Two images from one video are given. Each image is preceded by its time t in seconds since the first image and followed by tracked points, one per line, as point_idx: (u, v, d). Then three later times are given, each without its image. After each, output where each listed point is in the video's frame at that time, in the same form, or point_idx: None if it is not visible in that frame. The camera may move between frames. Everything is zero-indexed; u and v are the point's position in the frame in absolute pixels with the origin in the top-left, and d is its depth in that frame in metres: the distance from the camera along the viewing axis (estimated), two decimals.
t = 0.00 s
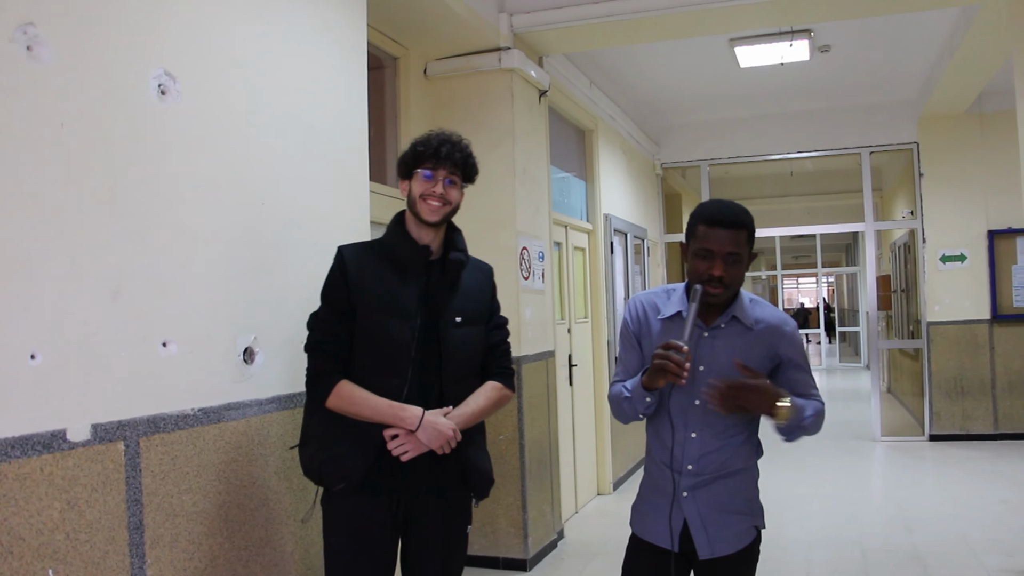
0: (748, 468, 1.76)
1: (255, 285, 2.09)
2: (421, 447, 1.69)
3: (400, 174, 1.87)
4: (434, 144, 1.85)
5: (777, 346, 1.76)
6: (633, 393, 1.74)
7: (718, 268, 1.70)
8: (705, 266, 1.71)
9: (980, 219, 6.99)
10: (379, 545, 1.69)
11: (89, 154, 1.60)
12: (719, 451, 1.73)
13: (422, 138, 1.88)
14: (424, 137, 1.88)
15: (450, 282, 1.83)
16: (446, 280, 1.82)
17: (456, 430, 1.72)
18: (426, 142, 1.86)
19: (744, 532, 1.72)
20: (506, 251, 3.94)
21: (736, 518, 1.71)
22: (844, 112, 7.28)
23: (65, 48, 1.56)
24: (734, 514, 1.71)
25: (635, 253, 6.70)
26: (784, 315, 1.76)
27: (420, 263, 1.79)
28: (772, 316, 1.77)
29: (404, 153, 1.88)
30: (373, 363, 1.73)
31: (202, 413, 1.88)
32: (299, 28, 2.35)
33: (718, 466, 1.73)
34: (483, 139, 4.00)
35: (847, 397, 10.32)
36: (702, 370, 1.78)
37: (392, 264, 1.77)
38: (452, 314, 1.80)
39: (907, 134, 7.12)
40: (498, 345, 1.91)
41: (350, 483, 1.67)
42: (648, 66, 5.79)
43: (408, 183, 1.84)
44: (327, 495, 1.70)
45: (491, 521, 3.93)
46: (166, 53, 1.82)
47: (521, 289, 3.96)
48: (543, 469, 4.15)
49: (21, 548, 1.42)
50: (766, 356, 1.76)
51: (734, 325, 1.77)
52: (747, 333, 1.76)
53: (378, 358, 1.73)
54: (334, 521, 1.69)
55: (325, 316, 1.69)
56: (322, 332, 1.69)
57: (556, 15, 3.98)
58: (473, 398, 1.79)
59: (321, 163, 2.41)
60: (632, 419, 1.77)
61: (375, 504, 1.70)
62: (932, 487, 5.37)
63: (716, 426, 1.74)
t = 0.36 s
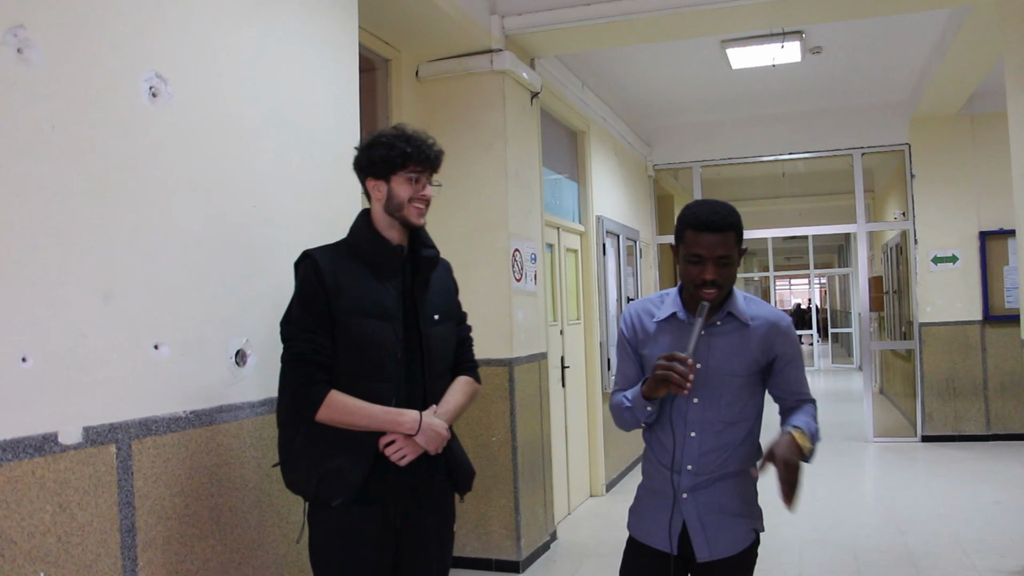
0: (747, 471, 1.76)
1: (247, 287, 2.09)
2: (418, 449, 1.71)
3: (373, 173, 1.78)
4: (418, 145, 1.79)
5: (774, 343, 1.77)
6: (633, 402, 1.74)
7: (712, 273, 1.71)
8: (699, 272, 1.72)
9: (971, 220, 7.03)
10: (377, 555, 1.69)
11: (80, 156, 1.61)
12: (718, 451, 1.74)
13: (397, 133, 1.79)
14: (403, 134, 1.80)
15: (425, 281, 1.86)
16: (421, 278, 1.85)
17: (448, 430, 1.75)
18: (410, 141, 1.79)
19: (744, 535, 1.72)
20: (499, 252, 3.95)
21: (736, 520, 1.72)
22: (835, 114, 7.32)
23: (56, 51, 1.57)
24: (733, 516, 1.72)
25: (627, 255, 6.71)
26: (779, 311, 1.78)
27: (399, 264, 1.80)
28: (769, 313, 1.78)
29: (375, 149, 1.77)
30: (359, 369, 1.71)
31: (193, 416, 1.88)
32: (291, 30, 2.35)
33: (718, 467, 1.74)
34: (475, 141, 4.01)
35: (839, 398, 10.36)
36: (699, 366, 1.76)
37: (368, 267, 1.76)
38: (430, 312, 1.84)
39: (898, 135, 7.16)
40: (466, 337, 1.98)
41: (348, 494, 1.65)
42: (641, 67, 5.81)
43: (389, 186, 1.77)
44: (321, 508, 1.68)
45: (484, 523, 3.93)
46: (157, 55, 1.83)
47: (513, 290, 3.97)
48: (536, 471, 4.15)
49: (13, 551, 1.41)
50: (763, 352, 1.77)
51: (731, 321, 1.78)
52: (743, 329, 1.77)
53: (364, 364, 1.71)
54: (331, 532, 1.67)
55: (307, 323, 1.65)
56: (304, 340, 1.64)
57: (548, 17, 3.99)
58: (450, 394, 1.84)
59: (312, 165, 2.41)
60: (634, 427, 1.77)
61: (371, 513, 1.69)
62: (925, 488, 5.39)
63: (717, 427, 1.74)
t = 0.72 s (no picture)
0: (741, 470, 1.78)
1: (241, 290, 2.09)
2: (398, 456, 1.72)
3: (355, 172, 1.78)
4: (398, 142, 1.80)
5: (765, 339, 1.78)
6: (632, 404, 1.74)
7: (701, 262, 1.72)
8: (688, 263, 1.73)
9: (965, 220, 7.06)
10: (353, 563, 1.69)
11: (74, 159, 1.61)
12: (713, 452, 1.74)
13: (377, 132, 1.80)
14: (383, 132, 1.81)
15: (405, 285, 1.86)
16: (402, 281, 1.85)
17: (428, 435, 1.76)
18: (390, 139, 1.79)
19: (738, 536, 1.74)
20: (493, 254, 3.96)
21: (731, 521, 1.73)
22: (829, 114, 7.35)
23: (50, 54, 1.57)
24: (728, 517, 1.73)
25: (622, 256, 6.72)
26: (769, 308, 1.80)
27: (381, 267, 1.80)
28: (759, 310, 1.80)
29: (356, 147, 1.78)
30: (339, 375, 1.70)
31: (187, 418, 1.88)
32: (284, 32, 2.36)
33: (714, 469, 1.74)
34: (468, 142, 4.02)
35: (835, 399, 10.39)
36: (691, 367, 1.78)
37: (350, 270, 1.75)
38: (410, 317, 1.83)
39: (892, 136, 7.19)
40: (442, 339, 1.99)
41: (325, 503, 1.66)
42: (635, 68, 5.82)
43: (371, 185, 1.78)
44: (299, 516, 1.69)
45: (480, 525, 3.94)
46: (150, 58, 1.83)
47: (507, 291, 3.98)
48: (531, 472, 4.16)
49: (7, 553, 1.41)
50: (753, 350, 1.79)
51: (723, 321, 1.80)
52: (735, 328, 1.79)
53: (344, 370, 1.71)
54: (307, 540, 1.68)
55: (287, 328, 1.63)
56: (285, 346, 1.62)
57: (542, 18, 4.00)
58: (427, 398, 1.85)
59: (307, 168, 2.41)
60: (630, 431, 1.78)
61: (349, 522, 1.70)
62: (920, 488, 5.42)
63: (711, 427, 1.75)
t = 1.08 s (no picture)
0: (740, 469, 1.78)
1: (238, 290, 2.09)
2: (377, 458, 1.72)
3: (330, 174, 1.76)
4: (376, 145, 1.78)
5: (755, 333, 1.80)
6: (615, 386, 1.77)
7: (681, 249, 1.73)
8: (666, 254, 1.75)
9: (963, 222, 7.07)
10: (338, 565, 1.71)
11: (72, 159, 1.61)
12: (709, 453, 1.75)
13: (352, 134, 1.78)
14: (359, 133, 1.78)
15: (382, 285, 1.86)
16: (377, 281, 1.85)
17: (406, 436, 1.77)
18: (367, 141, 1.77)
19: (735, 537, 1.74)
20: (491, 255, 3.96)
21: (728, 522, 1.74)
22: (827, 116, 7.36)
23: (48, 53, 1.57)
24: (726, 517, 1.74)
25: (620, 257, 6.73)
26: (758, 302, 1.83)
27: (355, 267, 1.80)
28: (746, 306, 1.83)
29: (330, 148, 1.76)
30: (317, 379, 1.71)
31: (185, 418, 1.89)
32: (282, 33, 2.36)
33: (711, 470, 1.74)
34: (466, 143, 4.02)
35: (834, 400, 10.41)
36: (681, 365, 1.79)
37: (326, 271, 1.76)
38: (387, 317, 1.83)
39: (889, 138, 7.20)
40: (423, 339, 1.99)
41: (308, 507, 1.67)
42: (633, 69, 5.83)
43: (346, 187, 1.76)
44: (281, 521, 1.69)
45: (477, 526, 3.94)
46: (149, 59, 1.83)
47: (505, 292, 3.98)
48: (529, 473, 4.16)
49: (6, 553, 1.42)
50: (745, 346, 1.80)
51: (714, 317, 1.81)
52: (726, 324, 1.80)
53: (322, 373, 1.71)
54: (290, 545, 1.69)
55: (260, 334, 1.65)
56: (259, 352, 1.64)
57: (540, 19, 4.01)
58: (409, 399, 1.86)
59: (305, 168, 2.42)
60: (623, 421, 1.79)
61: (334, 523, 1.71)
62: (918, 490, 5.43)
63: (705, 425, 1.75)
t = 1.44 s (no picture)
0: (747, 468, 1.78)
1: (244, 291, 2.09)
2: (386, 458, 1.72)
3: (326, 178, 1.77)
4: (370, 147, 1.78)
5: (757, 330, 1.80)
6: (627, 390, 1.76)
7: (673, 251, 1.74)
8: (660, 257, 1.75)
9: (969, 222, 7.05)
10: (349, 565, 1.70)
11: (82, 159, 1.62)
12: (716, 453, 1.74)
13: (346, 137, 1.78)
14: (352, 136, 1.78)
15: (385, 284, 1.86)
16: (379, 280, 1.85)
17: (414, 435, 1.77)
18: (361, 144, 1.77)
19: (742, 538, 1.73)
20: (496, 255, 3.96)
21: (735, 523, 1.73)
22: (833, 116, 7.34)
23: (55, 55, 1.58)
24: (733, 518, 1.73)
25: (624, 257, 6.72)
26: (759, 299, 1.82)
27: (358, 268, 1.81)
28: (746, 303, 1.82)
29: (325, 153, 1.77)
30: (324, 380, 1.71)
31: (192, 418, 1.89)
32: (288, 34, 2.36)
33: (718, 470, 1.73)
34: (470, 143, 4.02)
35: (839, 401, 10.38)
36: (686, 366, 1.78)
37: (329, 274, 1.76)
38: (392, 316, 1.84)
39: (895, 138, 7.18)
40: (428, 338, 1.99)
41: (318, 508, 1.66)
42: (637, 70, 5.82)
43: (343, 191, 1.77)
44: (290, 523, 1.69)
45: (482, 526, 3.94)
46: (156, 60, 1.84)
47: (510, 293, 3.98)
48: (534, 473, 4.16)
49: (13, 553, 1.42)
50: (747, 344, 1.80)
51: (716, 317, 1.81)
52: (728, 323, 1.80)
53: (329, 374, 1.72)
54: (301, 547, 1.68)
55: (265, 337, 1.65)
56: (265, 355, 1.64)
57: (545, 20, 4.01)
58: (417, 398, 1.85)
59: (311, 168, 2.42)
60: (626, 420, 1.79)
61: (343, 523, 1.71)
62: (925, 491, 5.41)
63: (711, 424, 1.74)
